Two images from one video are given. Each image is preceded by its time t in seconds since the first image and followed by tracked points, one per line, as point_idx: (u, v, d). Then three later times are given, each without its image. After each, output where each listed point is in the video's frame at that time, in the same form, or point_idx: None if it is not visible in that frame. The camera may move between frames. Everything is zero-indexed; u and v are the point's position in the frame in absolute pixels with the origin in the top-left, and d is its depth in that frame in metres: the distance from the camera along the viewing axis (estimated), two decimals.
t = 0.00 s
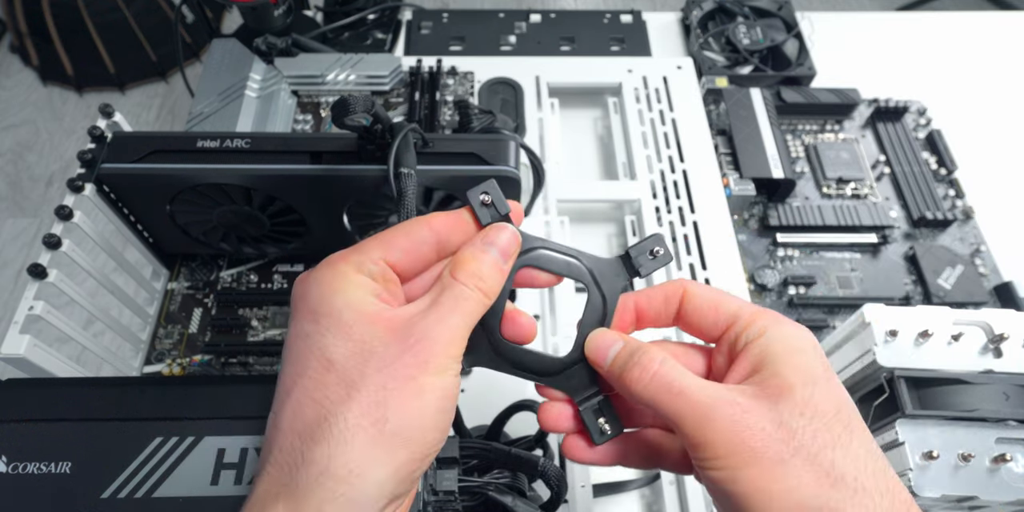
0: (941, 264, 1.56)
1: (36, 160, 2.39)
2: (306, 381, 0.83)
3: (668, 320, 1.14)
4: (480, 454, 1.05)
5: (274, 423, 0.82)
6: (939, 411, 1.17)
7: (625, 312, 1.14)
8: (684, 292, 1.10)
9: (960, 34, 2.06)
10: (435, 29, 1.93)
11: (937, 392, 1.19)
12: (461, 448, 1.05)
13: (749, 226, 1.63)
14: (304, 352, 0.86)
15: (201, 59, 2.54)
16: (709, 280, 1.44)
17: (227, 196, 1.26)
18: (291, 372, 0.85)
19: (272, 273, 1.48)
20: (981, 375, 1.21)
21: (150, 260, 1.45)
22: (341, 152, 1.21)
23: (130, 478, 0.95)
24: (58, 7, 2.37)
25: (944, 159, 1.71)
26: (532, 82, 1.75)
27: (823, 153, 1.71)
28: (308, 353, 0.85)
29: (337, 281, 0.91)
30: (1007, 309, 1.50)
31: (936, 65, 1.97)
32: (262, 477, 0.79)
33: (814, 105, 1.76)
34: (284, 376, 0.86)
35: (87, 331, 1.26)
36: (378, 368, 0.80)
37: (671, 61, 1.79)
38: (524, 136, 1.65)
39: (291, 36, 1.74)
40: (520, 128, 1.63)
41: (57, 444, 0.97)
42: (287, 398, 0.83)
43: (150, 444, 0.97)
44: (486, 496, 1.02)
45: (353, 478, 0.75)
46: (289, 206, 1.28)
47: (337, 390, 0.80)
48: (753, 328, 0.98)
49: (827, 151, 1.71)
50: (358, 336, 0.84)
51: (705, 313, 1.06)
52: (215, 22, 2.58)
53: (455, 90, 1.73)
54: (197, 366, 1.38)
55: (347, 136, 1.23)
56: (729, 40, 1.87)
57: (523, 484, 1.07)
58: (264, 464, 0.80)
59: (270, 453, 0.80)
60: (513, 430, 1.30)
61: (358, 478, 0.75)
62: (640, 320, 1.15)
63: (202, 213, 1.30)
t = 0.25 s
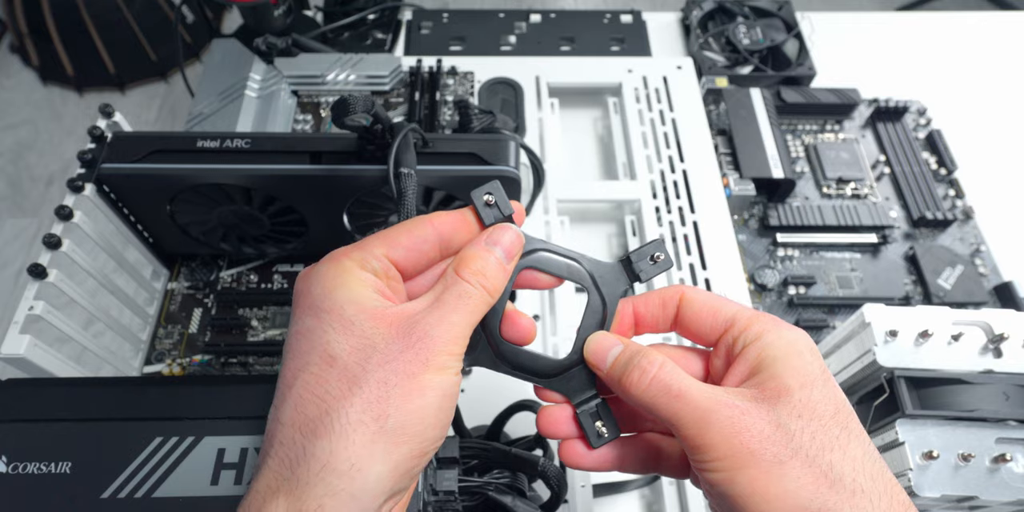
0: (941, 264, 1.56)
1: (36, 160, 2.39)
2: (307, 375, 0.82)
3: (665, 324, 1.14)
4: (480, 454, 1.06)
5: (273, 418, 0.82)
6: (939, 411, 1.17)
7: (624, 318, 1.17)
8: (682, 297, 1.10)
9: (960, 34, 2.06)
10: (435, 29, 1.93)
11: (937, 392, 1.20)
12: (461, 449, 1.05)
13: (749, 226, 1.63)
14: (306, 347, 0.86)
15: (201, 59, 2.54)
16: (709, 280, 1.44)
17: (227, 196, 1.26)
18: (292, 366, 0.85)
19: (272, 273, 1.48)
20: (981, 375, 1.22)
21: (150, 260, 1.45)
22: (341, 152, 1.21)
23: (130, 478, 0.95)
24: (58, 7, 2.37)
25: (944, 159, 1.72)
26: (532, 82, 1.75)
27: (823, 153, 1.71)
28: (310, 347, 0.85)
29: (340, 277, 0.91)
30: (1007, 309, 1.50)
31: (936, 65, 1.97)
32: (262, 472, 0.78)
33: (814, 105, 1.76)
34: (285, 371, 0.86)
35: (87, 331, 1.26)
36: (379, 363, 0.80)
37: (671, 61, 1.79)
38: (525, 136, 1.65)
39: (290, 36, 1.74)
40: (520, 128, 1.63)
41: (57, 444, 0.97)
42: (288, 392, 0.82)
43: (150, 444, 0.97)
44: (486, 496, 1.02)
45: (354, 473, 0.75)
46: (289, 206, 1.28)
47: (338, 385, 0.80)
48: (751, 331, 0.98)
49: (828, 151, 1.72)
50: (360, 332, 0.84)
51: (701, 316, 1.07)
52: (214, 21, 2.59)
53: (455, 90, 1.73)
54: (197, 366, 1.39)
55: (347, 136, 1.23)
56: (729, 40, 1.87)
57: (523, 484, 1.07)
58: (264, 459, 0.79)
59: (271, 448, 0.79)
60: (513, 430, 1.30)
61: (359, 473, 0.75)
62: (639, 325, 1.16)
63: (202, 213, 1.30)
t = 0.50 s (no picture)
0: (941, 264, 1.56)
1: (36, 160, 2.40)
2: (318, 359, 0.79)
3: (676, 327, 1.14)
4: (480, 454, 1.06)
5: (275, 403, 0.77)
6: (939, 411, 1.17)
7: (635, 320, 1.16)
8: (693, 298, 1.10)
9: (960, 34, 2.06)
10: (435, 29, 1.93)
11: (937, 392, 1.19)
12: (461, 448, 1.05)
13: (749, 226, 1.63)
14: (311, 328, 0.81)
15: (201, 59, 2.54)
16: (709, 280, 1.44)
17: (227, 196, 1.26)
18: (295, 347, 0.80)
19: (272, 273, 1.48)
20: (981, 375, 1.21)
21: (150, 260, 1.45)
22: (341, 152, 1.21)
23: (130, 478, 0.95)
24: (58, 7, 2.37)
25: (944, 159, 1.72)
26: (532, 82, 1.75)
27: (823, 153, 1.71)
28: (318, 330, 0.81)
29: (346, 254, 0.84)
30: (1007, 309, 1.50)
31: (936, 65, 1.97)
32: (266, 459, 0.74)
33: (815, 105, 1.76)
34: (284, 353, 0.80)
35: (87, 331, 1.26)
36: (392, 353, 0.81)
37: (671, 61, 1.79)
38: (524, 136, 1.65)
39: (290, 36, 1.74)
40: (520, 128, 1.63)
41: (56, 444, 0.97)
42: (292, 377, 0.78)
43: (150, 444, 0.97)
44: (486, 497, 1.02)
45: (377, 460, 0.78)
46: (289, 206, 1.28)
47: (357, 373, 0.79)
48: (761, 332, 0.99)
49: (828, 151, 1.72)
50: (374, 316, 0.81)
51: (712, 318, 1.08)
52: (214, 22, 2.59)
53: (455, 90, 1.73)
54: (196, 366, 1.39)
55: (347, 136, 1.23)
56: (729, 40, 1.87)
57: (523, 484, 1.07)
58: (268, 444, 0.75)
59: (277, 433, 0.75)
60: (513, 429, 1.30)
61: (381, 461, 0.78)
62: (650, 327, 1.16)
63: (202, 213, 1.30)
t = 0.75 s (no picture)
0: (941, 264, 1.56)
1: (36, 160, 2.40)
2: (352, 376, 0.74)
3: (680, 333, 1.14)
4: (480, 454, 1.06)
5: (299, 413, 0.72)
6: (939, 411, 1.17)
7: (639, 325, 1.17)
8: (696, 305, 1.10)
9: (960, 34, 2.06)
10: (435, 29, 1.93)
11: (937, 392, 1.19)
12: (461, 448, 1.06)
13: (749, 226, 1.63)
14: (348, 343, 0.73)
15: (201, 59, 2.54)
16: (709, 280, 1.44)
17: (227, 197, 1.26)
18: (327, 359, 0.73)
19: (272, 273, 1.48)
20: (981, 375, 1.21)
21: (150, 260, 1.45)
22: (341, 152, 1.21)
23: (130, 478, 0.95)
24: (58, 8, 2.37)
25: (944, 159, 1.72)
26: (532, 82, 1.75)
27: (823, 153, 1.71)
28: (361, 345, 0.74)
29: (403, 268, 0.76)
30: (1007, 309, 1.50)
31: (936, 65, 1.97)
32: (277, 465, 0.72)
33: (815, 105, 1.76)
34: (315, 361, 0.74)
35: (87, 331, 1.26)
36: (427, 375, 0.79)
37: (671, 61, 1.79)
38: (524, 137, 1.65)
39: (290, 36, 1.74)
40: (520, 128, 1.63)
41: (56, 444, 0.97)
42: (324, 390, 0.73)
43: (150, 444, 0.97)
44: (486, 497, 1.02)
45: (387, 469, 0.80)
46: (288, 206, 1.28)
47: (389, 395, 0.76)
48: (765, 338, 0.98)
49: (828, 151, 1.72)
50: (417, 340, 0.76)
51: (716, 323, 1.07)
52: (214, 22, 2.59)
53: (455, 90, 1.73)
54: (197, 366, 1.39)
55: (347, 136, 1.23)
56: (729, 40, 1.87)
57: (523, 484, 1.07)
58: (286, 455, 0.72)
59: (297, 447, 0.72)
60: (513, 429, 1.31)
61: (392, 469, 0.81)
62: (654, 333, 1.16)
63: (202, 213, 1.30)
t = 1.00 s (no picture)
0: (941, 264, 1.56)
1: (36, 160, 2.40)
2: (374, 400, 0.73)
3: (675, 330, 1.15)
4: (480, 454, 1.06)
5: (320, 437, 0.71)
6: (939, 411, 1.17)
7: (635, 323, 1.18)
8: (692, 302, 1.10)
9: (960, 35, 2.06)
10: (435, 29, 1.93)
11: (937, 392, 1.19)
12: (461, 448, 1.06)
13: (749, 226, 1.63)
14: (370, 369, 0.71)
15: (201, 59, 2.54)
16: (709, 280, 1.44)
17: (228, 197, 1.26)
18: (348, 384, 0.71)
19: (272, 273, 1.48)
20: (981, 375, 1.22)
21: (150, 260, 1.45)
22: (341, 152, 1.21)
23: (130, 478, 0.95)
24: (58, 8, 2.37)
25: (944, 159, 1.72)
26: (532, 82, 1.75)
27: (823, 154, 1.71)
28: (384, 371, 0.72)
29: (427, 293, 0.73)
30: (1007, 309, 1.50)
31: (936, 65, 1.97)
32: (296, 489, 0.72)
33: (815, 105, 1.76)
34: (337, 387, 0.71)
35: (87, 331, 1.26)
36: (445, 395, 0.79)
37: (671, 61, 1.79)
38: (524, 137, 1.65)
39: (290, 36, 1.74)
40: (520, 128, 1.63)
41: (56, 444, 0.97)
42: (347, 416, 0.72)
43: (150, 444, 0.97)
44: (486, 496, 1.02)
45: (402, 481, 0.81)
46: (288, 206, 1.28)
47: (409, 416, 0.76)
48: (759, 337, 0.98)
49: (828, 151, 1.72)
50: (438, 363, 0.75)
51: (710, 321, 1.07)
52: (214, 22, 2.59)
53: (455, 90, 1.73)
54: (197, 366, 1.39)
55: (347, 136, 1.23)
56: (729, 40, 1.87)
57: (523, 484, 1.07)
58: (309, 476, 0.71)
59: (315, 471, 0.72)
60: (513, 430, 1.30)
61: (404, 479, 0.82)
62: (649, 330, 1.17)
63: (202, 212, 1.30)
